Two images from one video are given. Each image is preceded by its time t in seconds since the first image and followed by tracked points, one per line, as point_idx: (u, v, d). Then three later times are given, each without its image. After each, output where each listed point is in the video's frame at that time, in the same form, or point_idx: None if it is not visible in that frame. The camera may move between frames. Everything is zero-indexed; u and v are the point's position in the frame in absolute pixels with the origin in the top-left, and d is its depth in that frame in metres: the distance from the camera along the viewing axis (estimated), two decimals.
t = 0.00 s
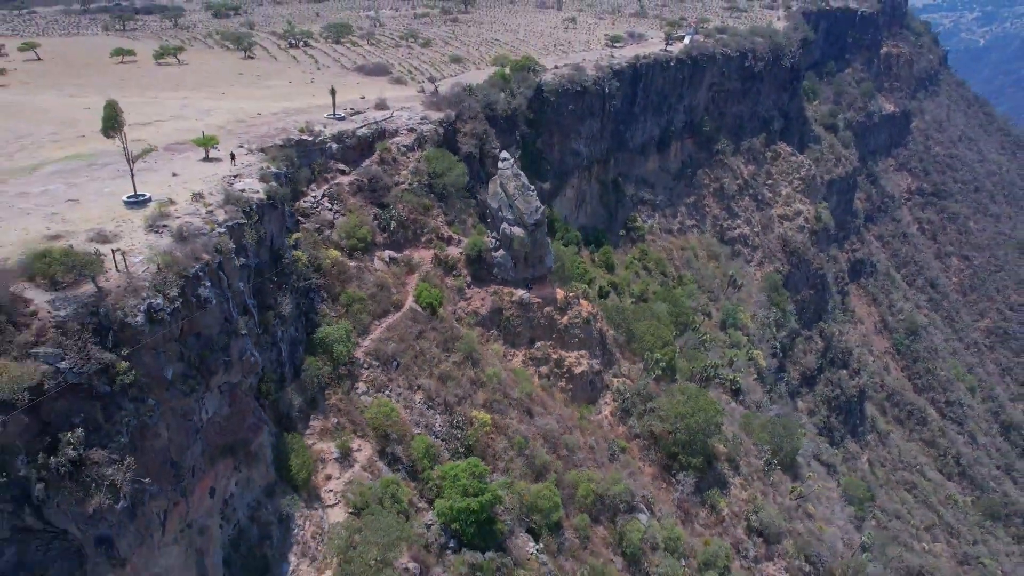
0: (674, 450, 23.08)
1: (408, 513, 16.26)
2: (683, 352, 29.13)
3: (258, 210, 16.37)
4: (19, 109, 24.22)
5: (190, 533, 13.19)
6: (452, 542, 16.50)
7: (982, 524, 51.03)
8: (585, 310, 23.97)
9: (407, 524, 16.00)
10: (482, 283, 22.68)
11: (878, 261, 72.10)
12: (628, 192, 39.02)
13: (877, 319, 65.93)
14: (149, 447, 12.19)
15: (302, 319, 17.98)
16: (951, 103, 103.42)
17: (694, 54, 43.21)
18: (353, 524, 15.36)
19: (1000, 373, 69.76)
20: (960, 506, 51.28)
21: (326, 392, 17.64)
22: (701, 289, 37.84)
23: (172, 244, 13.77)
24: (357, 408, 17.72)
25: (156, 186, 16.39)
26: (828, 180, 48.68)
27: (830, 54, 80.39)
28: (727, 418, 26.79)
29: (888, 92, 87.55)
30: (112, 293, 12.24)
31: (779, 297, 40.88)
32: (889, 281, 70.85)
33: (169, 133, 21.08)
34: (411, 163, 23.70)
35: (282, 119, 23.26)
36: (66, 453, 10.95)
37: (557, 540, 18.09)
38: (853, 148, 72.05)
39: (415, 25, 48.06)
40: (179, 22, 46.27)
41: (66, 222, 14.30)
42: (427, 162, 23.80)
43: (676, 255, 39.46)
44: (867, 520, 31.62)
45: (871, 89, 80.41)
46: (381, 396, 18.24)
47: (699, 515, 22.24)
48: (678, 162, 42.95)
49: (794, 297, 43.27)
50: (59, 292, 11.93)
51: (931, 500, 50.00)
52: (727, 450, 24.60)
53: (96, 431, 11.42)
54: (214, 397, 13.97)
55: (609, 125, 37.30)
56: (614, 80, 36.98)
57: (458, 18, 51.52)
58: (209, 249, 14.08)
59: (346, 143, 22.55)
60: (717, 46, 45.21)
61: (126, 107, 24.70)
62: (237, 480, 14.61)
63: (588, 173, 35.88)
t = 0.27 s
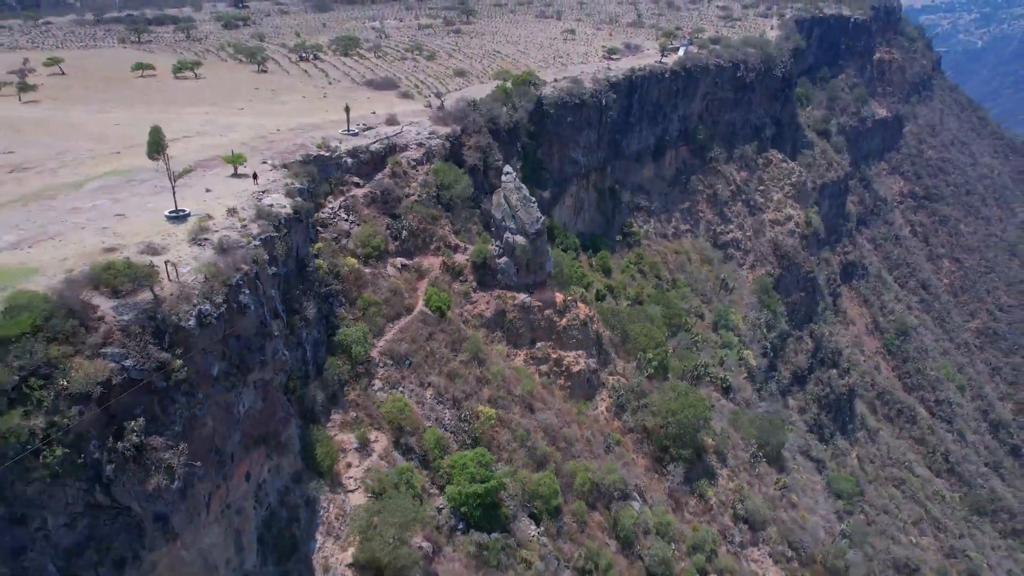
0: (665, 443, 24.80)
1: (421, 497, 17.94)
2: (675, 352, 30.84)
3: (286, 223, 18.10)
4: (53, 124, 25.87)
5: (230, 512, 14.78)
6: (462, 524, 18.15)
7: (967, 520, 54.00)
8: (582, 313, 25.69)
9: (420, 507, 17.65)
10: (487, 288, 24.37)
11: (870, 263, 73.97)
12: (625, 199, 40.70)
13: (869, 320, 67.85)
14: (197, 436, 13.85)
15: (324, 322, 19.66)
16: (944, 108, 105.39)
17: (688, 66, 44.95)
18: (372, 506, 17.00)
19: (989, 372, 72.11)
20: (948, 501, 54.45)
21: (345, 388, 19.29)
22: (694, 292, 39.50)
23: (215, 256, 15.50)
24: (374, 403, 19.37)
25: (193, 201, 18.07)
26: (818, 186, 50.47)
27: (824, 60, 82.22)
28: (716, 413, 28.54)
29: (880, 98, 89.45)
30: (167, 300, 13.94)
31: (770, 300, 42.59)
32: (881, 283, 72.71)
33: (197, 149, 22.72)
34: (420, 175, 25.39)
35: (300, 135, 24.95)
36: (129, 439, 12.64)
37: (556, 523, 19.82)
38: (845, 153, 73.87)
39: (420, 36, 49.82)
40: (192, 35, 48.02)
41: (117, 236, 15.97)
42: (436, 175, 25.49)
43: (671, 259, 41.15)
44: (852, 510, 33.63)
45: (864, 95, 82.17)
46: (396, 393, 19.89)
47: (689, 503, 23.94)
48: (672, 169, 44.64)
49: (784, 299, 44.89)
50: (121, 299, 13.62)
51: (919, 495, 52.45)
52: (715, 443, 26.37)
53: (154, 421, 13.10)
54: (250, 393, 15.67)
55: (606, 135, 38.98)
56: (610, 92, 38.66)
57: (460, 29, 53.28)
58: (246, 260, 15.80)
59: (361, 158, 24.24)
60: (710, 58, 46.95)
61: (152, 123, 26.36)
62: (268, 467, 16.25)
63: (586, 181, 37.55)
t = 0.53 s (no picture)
0: (659, 434, 26.38)
1: (432, 481, 19.50)
2: (669, 350, 32.40)
3: (308, 230, 19.68)
4: (81, 135, 27.45)
5: (258, 494, 16.45)
6: (469, 507, 19.69)
7: (956, 514, 55.88)
8: (580, 313, 27.28)
9: (431, 491, 19.20)
10: (491, 289, 25.92)
11: (863, 264, 75.59)
12: (622, 202, 42.25)
13: (861, 320, 69.51)
14: (232, 423, 15.45)
15: (342, 320, 21.21)
16: (938, 110, 106.98)
17: (683, 74, 46.54)
18: (387, 490, 18.53)
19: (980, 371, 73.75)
20: (937, 496, 56.21)
21: (361, 382, 20.81)
22: (689, 292, 41.02)
23: (246, 261, 17.08)
24: (387, 396, 20.91)
25: (221, 209, 19.63)
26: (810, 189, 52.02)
27: (818, 64, 83.80)
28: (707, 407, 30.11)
29: (874, 101, 91.09)
30: (206, 300, 15.51)
31: (763, 300, 44.13)
32: (873, 283, 74.32)
33: (219, 159, 24.29)
34: (428, 183, 26.97)
35: (315, 145, 26.53)
36: (175, 425, 14.22)
37: (556, 507, 21.42)
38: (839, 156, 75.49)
39: (423, 45, 51.41)
40: (203, 43, 49.60)
41: (155, 242, 17.52)
42: (443, 183, 27.08)
43: (666, 260, 42.70)
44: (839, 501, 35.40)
45: (858, 98, 83.77)
46: (407, 386, 21.44)
47: (680, 491, 25.50)
48: (668, 174, 46.19)
49: (777, 299, 46.40)
50: (166, 299, 15.17)
51: (908, 489, 54.42)
52: (705, 435, 27.99)
53: (196, 409, 14.72)
54: (278, 385, 17.27)
55: (604, 141, 40.52)
56: (608, 100, 40.21)
57: (462, 37, 54.90)
58: (274, 264, 17.38)
59: (372, 167, 25.82)
60: (705, 66, 48.54)
61: (174, 133, 27.92)
62: (293, 453, 17.88)
63: (585, 186, 39.05)
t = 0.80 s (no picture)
0: (653, 428, 27.82)
1: (441, 470, 20.95)
2: (663, 349, 33.85)
3: (325, 237, 21.11)
4: (104, 145, 28.89)
5: (282, 480, 17.91)
6: (474, 494, 21.21)
7: (947, 508, 57.22)
8: (579, 313, 28.75)
9: (440, 479, 20.64)
10: (495, 291, 27.32)
11: (857, 265, 77.04)
12: (620, 206, 43.61)
13: (855, 319, 70.97)
14: (260, 414, 16.89)
15: (356, 320, 22.64)
16: (933, 113, 108.51)
17: (679, 81, 47.97)
18: (399, 478, 19.98)
19: (973, 369, 75.14)
20: (928, 491, 57.75)
21: (374, 378, 22.20)
22: (684, 293, 42.44)
23: (271, 266, 18.52)
24: (398, 391, 22.32)
25: (244, 217, 21.06)
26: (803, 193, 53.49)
27: (814, 68, 85.20)
28: (700, 403, 31.55)
29: (869, 104, 92.52)
30: (237, 302, 16.94)
31: (756, 300, 45.56)
32: (867, 283, 75.78)
33: (238, 168, 25.75)
34: (434, 190, 28.41)
35: (328, 154, 27.98)
36: (210, 415, 15.67)
37: (556, 495, 22.87)
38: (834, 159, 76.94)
39: (427, 52, 52.90)
40: (213, 52, 51.14)
41: (186, 248, 18.95)
42: (448, 190, 28.51)
43: (663, 262, 44.13)
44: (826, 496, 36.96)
45: (853, 102, 85.21)
46: (417, 382, 22.85)
47: (674, 482, 26.97)
48: (665, 178, 47.59)
49: (771, 300, 47.82)
50: (200, 300, 16.60)
51: (899, 485, 56.04)
52: (698, 430, 29.44)
53: (228, 401, 16.15)
54: (300, 379, 18.71)
55: (602, 147, 41.93)
56: (606, 108, 41.63)
57: (465, 45, 56.38)
58: (297, 268, 18.82)
59: (382, 175, 27.25)
60: (700, 73, 50.00)
61: (192, 142, 29.37)
62: (313, 444, 19.23)
63: (584, 191, 40.46)
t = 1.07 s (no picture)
0: (647, 419, 29.72)
1: (449, 455, 22.79)
2: (657, 346, 35.72)
3: (343, 240, 22.94)
4: (130, 153, 30.68)
5: (307, 462, 19.77)
6: (480, 478, 23.04)
7: (935, 501, 59.31)
8: (577, 311, 30.61)
9: (449, 463, 22.48)
10: (498, 291, 29.13)
11: (849, 264, 78.92)
12: (617, 209, 45.40)
13: (847, 318, 72.85)
14: (289, 402, 18.70)
15: (371, 317, 24.46)
16: (926, 115, 110.43)
17: (674, 88, 49.81)
18: (412, 462, 21.81)
19: (962, 366, 77.05)
20: (916, 484, 59.71)
21: (387, 370, 24.00)
22: (679, 292, 44.28)
23: (297, 268, 20.34)
24: (409, 382, 24.13)
25: (269, 223, 22.91)
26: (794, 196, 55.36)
27: (808, 72, 87.02)
28: (691, 396, 33.41)
29: (863, 107, 94.35)
30: (269, 300, 18.77)
31: (748, 299, 47.42)
32: (860, 283, 77.66)
33: (258, 175, 27.57)
34: (441, 196, 30.25)
35: (342, 162, 29.82)
36: (246, 402, 17.49)
37: (556, 479, 24.72)
38: (826, 161, 78.80)
39: (430, 60, 54.72)
40: (223, 59, 52.91)
41: (218, 251, 20.77)
42: (454, 196, 30.34)
43: (658, 263, 45.95)
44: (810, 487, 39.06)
45: (847, 105, 87.04)
46: (427, 375, 24.66)
47: (666, 469, 28.84)
48: (660, 181, 49.37)
49: (762, 299, 49.66)
50: (236, 299, 18.42)
51: (887, 477, 58.02)
52: (689, 421, 31.32)
53: (262, 390, 17.98)
54: (323, 371, 20.54)
55: (600, 152, 43.75)
56: (603, 115, 43.45)
57: (467, 52, 58.21)
58: (319, 270, 20.65)
59: (392, 182, 29.10)
60: (695, 80, 51.85)
61: (213, 151, 31.17)
62: (334, 430, 21.06)
63: (582, 194, 42.23)
